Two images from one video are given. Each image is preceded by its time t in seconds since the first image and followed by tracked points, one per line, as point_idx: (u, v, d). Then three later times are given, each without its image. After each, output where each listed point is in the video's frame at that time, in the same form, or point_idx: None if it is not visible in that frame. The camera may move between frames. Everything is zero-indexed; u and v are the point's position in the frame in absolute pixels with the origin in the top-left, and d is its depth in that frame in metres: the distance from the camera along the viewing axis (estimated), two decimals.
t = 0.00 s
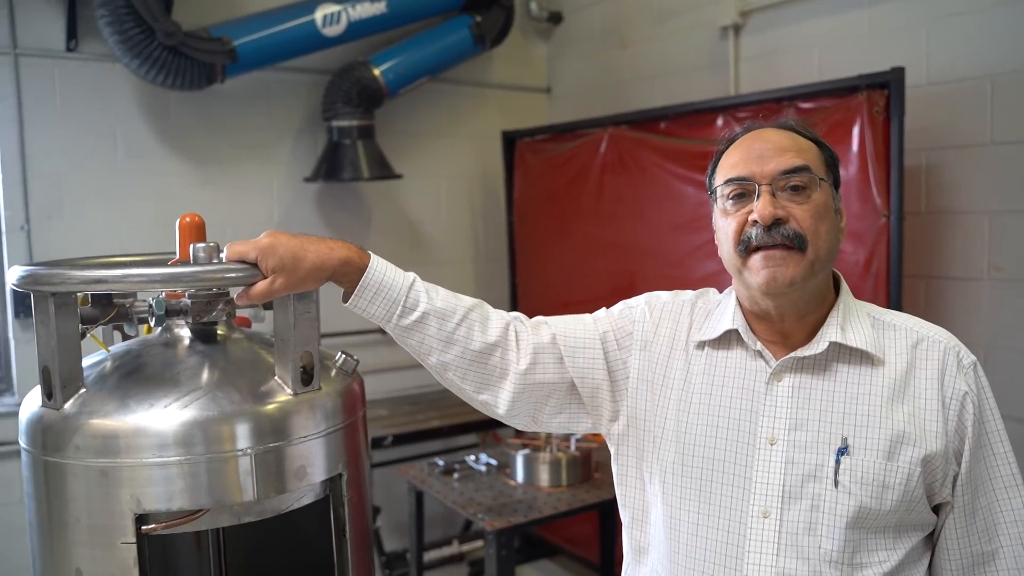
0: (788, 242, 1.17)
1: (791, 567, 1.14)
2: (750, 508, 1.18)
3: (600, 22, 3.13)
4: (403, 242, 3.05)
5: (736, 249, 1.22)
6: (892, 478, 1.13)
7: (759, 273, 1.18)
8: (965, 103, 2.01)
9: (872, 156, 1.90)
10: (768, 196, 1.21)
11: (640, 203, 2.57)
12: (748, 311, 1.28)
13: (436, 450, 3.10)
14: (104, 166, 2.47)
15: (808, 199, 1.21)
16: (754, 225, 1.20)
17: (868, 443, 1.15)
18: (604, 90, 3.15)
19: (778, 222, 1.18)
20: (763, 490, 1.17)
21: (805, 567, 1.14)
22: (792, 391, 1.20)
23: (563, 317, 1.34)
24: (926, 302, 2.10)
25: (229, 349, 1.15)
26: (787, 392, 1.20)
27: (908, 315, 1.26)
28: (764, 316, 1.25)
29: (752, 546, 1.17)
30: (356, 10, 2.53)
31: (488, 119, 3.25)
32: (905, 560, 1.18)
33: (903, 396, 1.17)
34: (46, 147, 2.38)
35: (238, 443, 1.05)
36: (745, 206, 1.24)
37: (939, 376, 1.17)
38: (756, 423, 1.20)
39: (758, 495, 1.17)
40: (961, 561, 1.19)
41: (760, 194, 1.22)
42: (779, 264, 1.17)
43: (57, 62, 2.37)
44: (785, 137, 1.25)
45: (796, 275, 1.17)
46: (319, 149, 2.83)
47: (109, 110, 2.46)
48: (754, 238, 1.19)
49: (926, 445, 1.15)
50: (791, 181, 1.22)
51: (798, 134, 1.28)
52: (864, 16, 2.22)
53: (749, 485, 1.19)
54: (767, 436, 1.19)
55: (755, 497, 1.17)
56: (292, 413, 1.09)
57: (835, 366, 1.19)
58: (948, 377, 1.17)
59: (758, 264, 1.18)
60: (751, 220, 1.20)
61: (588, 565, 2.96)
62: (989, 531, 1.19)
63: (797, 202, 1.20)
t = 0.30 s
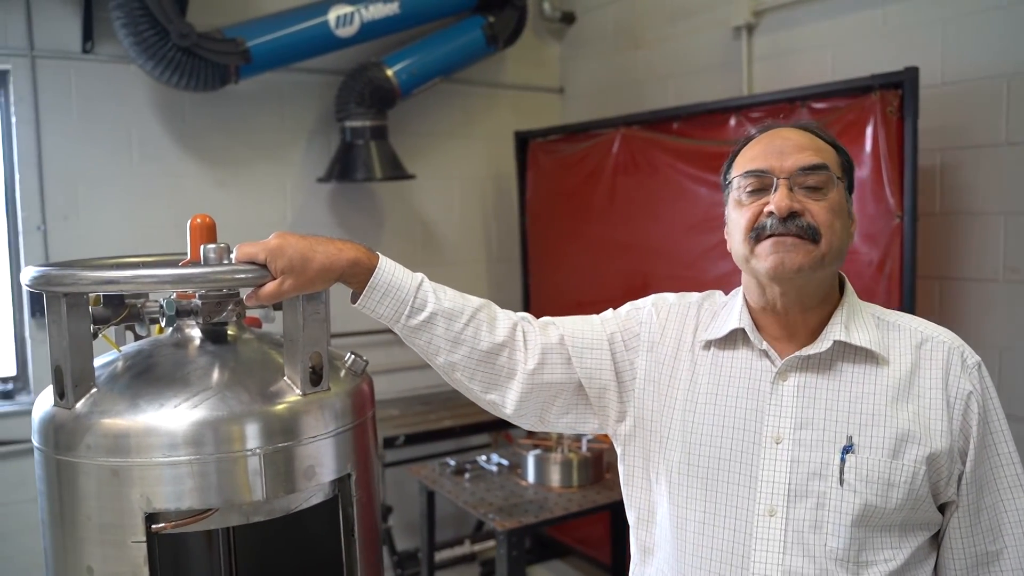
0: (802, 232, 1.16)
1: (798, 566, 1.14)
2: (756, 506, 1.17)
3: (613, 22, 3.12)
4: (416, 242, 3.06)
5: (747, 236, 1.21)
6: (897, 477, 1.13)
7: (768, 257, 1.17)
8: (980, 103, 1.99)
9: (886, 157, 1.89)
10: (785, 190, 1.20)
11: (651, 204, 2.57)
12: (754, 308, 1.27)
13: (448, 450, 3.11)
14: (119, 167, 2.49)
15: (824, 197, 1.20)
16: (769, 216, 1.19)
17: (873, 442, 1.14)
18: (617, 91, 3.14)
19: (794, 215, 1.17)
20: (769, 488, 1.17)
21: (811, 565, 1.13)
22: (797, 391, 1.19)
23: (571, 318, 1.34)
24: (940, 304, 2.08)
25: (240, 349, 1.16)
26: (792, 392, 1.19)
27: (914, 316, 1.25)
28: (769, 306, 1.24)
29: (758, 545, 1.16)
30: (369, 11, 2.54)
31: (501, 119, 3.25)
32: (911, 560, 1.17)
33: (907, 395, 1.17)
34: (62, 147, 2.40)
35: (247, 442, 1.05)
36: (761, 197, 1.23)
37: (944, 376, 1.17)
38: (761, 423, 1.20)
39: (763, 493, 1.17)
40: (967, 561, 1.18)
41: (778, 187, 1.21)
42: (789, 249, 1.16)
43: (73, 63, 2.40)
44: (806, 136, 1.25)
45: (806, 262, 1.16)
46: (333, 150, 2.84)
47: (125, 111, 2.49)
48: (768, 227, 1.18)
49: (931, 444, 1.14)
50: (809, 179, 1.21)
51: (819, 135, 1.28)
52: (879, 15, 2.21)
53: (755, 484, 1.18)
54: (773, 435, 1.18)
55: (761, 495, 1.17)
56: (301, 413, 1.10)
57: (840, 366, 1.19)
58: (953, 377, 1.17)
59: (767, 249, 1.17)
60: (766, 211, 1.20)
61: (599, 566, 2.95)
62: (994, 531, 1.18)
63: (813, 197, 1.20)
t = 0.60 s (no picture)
0: (821, 232, 1.15)
1: (806, 565, 1.13)
2: (764, 505, 1.17)
3: (623, 21, 3.11)
4: (426, 242, 3.06)
5: (767, 234, 1.20)
6: (906, 479, 1.12)
7: (788, 257, 1.16)
8: (993, 102, 1.97)
9: (897, 156, 1.87)
10: (809, 188, 1.19)
11: (662, 203, 2.56)
12: (768, 306, 1.26)
13: (457, 449, 3.11)
14: (130, 167, 2.51)
15: (846, 198, 1.19)
16: (791, 214, 1.18)
17: (883, 444, 1.13)
18: (627, 90, 3.13)
19: (816, 215, 1.16)
20: (778, 488, 1.16)
21: (818, 566, 1.13)
22: (808, 391, 1.18)
23: (585, 312, 1.33)
24: (952, 305, 2.07)
25: (247, 349, 1.16)
26: (803, 392, 1.19)
27: (926, 319, 1.24)
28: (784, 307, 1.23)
29: (766, 544, 1.15)
30: (379, 11, 2.54)
31: (511, 119, 3.25)
32: (919, 562, 1.16)
33: (918, 398, 1.16)
34: (74, 147, 2.42)
35: (253, 442, 1.06)
36: (783, 195, 1.22)
37: (955, 379, 1.16)
38: (771, 423, 1.19)
39: (772, 493, 1.16)
40: (975, 564, 1.18)
41: (802, 185, 1.20)
42: (809, 249, 1.15)
43: (85, 64, 2.41)
44: (834, 138, 1.24)
45: (824, 264, 1.15)
46: (342, 150, 2.84)
47: (136, 111, 2.50)
48: (789, 225, 1.17)
49: (940, 448, 1.13)
50: (832, 179, 1.20)
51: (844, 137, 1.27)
52: (890, 14, 2.19)
53: (764, 483, 1.18)
54: (783, 435, 1.18)
55: (769, 495, 1.16)
56: (308, 413, 1.10)
57: (851, 367, 1.18)
58: (964, 380, 1.16)
59: (788, 248, 1.16)
60: (788, 209, 1.18)
61: (608, 566, 2.95)
62: (1004, 536, 1.17)
63: (835, 198, 1.19)
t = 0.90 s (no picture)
0: (841, 240, 1.14)
1: (820, 567, 1.13)
2: (780, 508, 1.16)
3: (632, 20, 3.10)
4: (434, 242, 3.06)
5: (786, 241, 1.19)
6: (922, 485, 1.11)
7: (807, 268, 1.15)
8: (1004, 102, 1.95)
9: (907, 156, 1.85)
10: (828, 194, 1.18)
11: (672, 202, 2.54)
12: (783, 309, 1.25)
13: (466, 449, 3.10)
14: (140, 166, 2.51)
15: (865, 204, 1.18)
16: (810, 220, 1.17)
17: (899, 449, 1.13)
18: (636, 90, 3.12)
19: (836, 221, 1.15)
20: (793, 491, 1.16)
21: (833, 569, 1.12)
22: (824, 395, 1.18)
23: (598, 306, 1.31)
24: (963, 306, 2.05)
25: (253, 350, 1.16)
26: (819, 395, 1.18)
27: (943, 321, 1.23)
28: (800, 312, 1.22)
29: (780, 547, 1.15)
30: (387, 11, 2.54)
31: (520, 119, 3.24)
32: (933, 565, 1.16)
33: (935, 402, 1.15)
34: (83, 147, 2.43)
35: (259, 442, 1.05)
36: (802, 200, 1.20)
37: (972, 384, 1.15)
38: (787, 425, 1.18)
39: (788, 495, 1.16)
40: (989, 568, 1.16)
41: (821, 190, 1.19)
42: (827, 262, 1.14)
43: (94, 65, 2.42)
44: (856, 141, 1.23)
45: (843, 275, 1.14)
46: (350, 150, 2.85)
47: (145, 111, 2.50)
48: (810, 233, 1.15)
49: (957, 453, 1.12)
50: (852, 184, 1.19)
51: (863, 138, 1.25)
52: (900, 13, 2.17)
53: (779, 486, 1.17)
54: (799, 438, 1.17)
55: (785, 498, 1.16)
56: (314, 413, 1.10)
57: (868, 371, 1.17)
58: (981, 386, 1.14)
59: (806, 258, 1.15)
60: (807, 215, 1.17)
61: (616, 567, 2.94)
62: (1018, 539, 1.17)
63: (854, 203, 1.18)
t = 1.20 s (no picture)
0: (855, 244, 1.14)
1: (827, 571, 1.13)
2: (788, 511, 1.16)
3: (638, 20, 3.10)
4: (441, 241, 3.06)
5: (800, 243, 1.18)
6: (931, 491, 1.11)
7: (820, 270, 1.14)
8: (1012, 101, 1.94)
9: (915, 155, 1.85)
10: (844, 197, 1.17)
11: (679, 202, 2.53)
12: (796, 310, 1.24)
13: (472, 449, 3.10)
14: (147, 166, 2.52)
15: (881, 207, 1.18)
16: (824, 222, 1.16)
17: (909, 454, 1.12)
18: (642, 89, 3.11)
19: (851, 224, 1.15)
20: (802, 495, 1.15)
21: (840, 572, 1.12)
22: (835, 398, 1.17)
23: (608, 301, 1.31)
24: (971, 306, 2.04)
25: (257, 349, 1.16)
26: (830, 399, 1.17)
27: (954, 325, 1.22)
28: (813, 313, 1.21)
29: (788, 550, 1.15)
30: (394, 11, 2.54)
31: (526, 119, 3.24)
32: (939, 569, 1.16)
33: (945, 408, 1.14)
34: (91, 147, 2.44)
35: (264, 441, 1.05)
36: (817, 201, 1.20)
37: (982, 391, 1.14)
38: (798, 428, 1.18)
39: (797, 499, 1.16)
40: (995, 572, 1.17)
41: (837, 192, 1.18)
42: (841, 265, 1.13)
43: (102, 65, 2.43)
44: (874, 143, 1.22)
45: (858, 278, 1.13)
46: (357, 149, 2.85)
47: (152, 111, 2.51)
48: (822, 234, 1.15)
49: (966, 459, 1.12)
50: (868, 187, 1.18)
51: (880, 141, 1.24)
52: (908, 11, 2.16)
53: (788, 489, 1.17)
54: (809, 441, 1.16)
55: (794, 501, 1.16)
56: (320, 412, 1.10)
57: (880, 376, 1.16)
58: (991, 392, 1.14)
59: (820, 261, 1.15)
60: (822, 217, 1.17)
61: (622, 567, 2.93)
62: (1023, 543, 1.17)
63: (871, 206, 1.17)
